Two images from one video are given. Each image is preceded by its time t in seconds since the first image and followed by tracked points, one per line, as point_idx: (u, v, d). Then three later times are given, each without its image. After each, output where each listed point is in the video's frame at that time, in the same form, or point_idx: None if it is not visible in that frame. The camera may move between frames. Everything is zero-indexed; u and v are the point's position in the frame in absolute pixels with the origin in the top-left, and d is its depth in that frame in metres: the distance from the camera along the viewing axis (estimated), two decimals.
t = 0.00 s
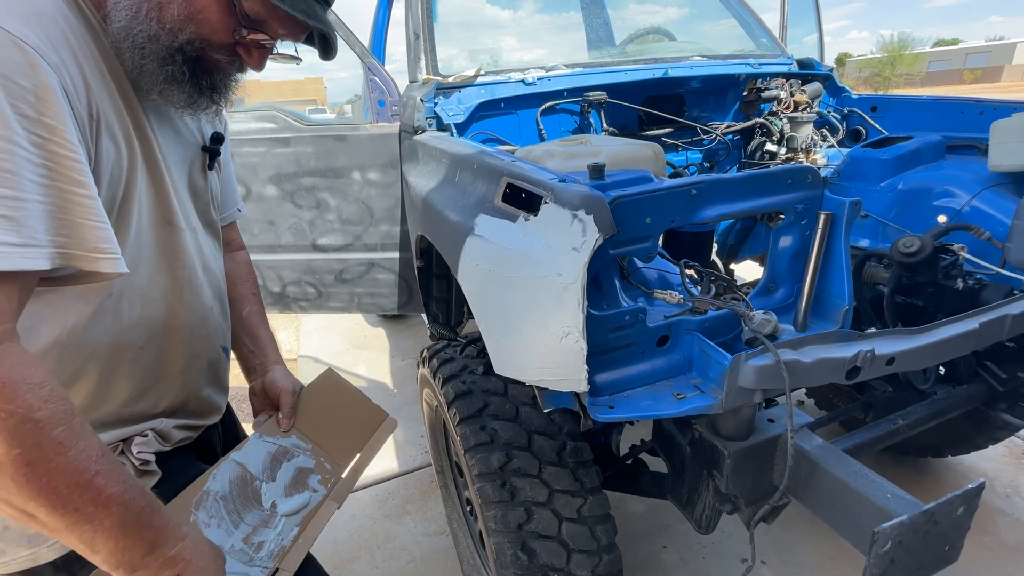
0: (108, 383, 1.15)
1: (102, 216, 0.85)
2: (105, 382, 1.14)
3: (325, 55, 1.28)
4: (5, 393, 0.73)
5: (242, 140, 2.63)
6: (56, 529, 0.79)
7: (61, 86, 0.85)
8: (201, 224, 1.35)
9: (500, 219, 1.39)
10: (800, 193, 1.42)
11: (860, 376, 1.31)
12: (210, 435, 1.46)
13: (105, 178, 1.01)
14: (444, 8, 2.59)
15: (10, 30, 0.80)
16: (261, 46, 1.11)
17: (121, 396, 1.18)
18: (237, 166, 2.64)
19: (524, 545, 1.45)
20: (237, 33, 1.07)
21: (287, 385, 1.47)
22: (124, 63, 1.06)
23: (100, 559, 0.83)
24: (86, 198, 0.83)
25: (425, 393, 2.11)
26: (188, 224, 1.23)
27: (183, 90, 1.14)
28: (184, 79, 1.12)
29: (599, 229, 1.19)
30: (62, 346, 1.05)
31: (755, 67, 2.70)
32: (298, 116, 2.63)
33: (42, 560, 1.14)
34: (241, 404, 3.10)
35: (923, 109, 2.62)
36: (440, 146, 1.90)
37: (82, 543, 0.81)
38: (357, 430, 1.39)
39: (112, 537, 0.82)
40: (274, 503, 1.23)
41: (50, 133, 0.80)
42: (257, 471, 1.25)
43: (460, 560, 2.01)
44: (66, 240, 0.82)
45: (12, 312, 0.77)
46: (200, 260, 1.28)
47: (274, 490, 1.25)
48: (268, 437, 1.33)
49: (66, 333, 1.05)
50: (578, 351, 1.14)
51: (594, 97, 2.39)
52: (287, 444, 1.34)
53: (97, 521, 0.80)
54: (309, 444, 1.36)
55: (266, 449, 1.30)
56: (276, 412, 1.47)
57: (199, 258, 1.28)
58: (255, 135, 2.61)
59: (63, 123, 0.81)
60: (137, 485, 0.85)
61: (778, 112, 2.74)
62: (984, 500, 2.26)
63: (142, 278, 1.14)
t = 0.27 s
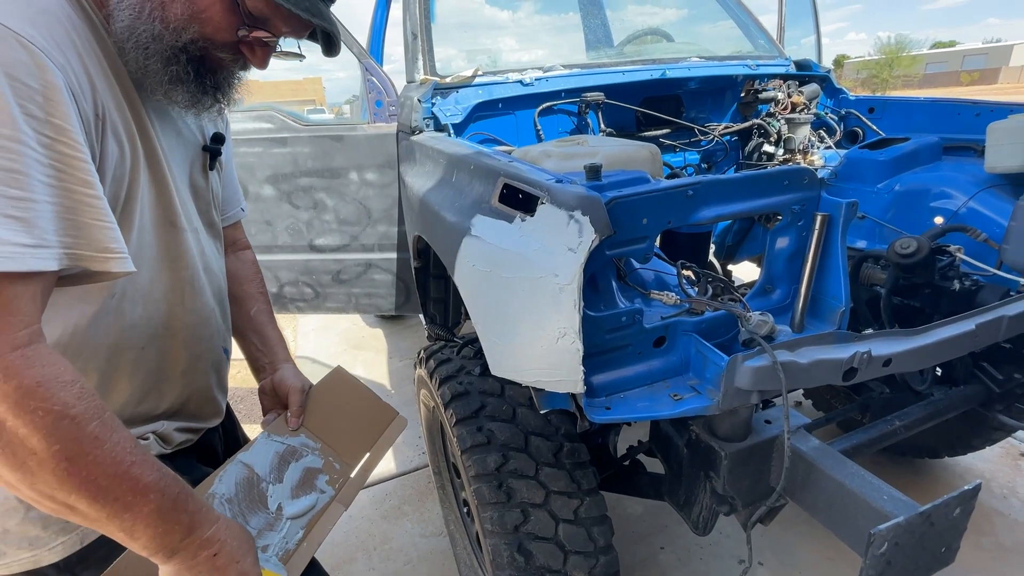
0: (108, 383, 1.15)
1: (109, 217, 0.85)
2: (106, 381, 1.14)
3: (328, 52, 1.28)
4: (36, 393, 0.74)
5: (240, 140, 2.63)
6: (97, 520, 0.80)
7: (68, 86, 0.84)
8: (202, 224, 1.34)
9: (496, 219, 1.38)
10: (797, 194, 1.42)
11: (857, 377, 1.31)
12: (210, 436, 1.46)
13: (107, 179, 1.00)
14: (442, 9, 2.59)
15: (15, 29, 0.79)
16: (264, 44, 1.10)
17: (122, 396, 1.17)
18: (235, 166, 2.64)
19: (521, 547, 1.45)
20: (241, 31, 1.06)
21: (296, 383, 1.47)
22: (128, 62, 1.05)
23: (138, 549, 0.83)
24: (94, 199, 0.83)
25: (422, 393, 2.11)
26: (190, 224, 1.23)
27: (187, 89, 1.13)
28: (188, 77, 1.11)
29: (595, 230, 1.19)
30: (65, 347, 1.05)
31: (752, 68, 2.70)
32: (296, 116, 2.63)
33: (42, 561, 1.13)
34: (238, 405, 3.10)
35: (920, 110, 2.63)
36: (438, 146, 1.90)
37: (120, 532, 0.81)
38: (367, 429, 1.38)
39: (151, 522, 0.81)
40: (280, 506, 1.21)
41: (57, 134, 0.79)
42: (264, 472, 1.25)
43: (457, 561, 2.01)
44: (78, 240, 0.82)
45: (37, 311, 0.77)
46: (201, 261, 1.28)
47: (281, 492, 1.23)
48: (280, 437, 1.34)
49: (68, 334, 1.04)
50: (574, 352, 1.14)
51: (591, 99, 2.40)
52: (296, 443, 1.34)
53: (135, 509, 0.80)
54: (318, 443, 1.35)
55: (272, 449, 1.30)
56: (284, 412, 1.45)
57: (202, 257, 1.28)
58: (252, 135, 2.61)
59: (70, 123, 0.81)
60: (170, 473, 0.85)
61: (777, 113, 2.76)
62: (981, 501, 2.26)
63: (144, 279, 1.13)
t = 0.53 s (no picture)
0: (106, 387, 1.13)
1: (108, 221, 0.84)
2: (104, 386, 1.13)
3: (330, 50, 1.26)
4: (25, 402, 0.72)
5: (238, 140, 2.62)
6: (87, 531, 0.79)
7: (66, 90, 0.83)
8: (201, 225, 1.33)
9: (494, 221, 1.37)
10: (797, 196, 1.41)
11: (857, 381, 1.30)
12: (209, 440, 1.45)
13: (105, 181, 0.99)
14: (441, 9, 2.58)
15: (12, 31, 0.78)
16: (267, 42, 1.09)
17: (120, 400, 1.16)
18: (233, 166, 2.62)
19: (519, 550, 1.44)
20: (243, 29, 1.05)
21: (294, 385, 1.46)
22: (127, 61, 1.04)
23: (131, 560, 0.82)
24: (92, 204, 0.82)
25: (420, 395, 2.10)
26: (189, 226, 1.22)
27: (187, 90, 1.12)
28: (189, 77, 1.10)
29: (595, 231, 1.18)
30: (63, 352, 1.04)
31: (752, 69, 2.69)
32: (294, 116, 2.62)
33: (36, 565, 1.12)
34: (236, 405, 3.09)
35: (920, 112, 2.62)
36: (436, 146, 1.89)
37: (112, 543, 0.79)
38: (365, 431, 1.36)
39: (143, 533, 0.80)
40: (278, 509, 1.21)
41: (55, 138, 0.78)
42: (261, 475, 1.24)
43: (455, 563, 2.00)
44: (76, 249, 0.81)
45: (26, 319, 0.76)
46: (200, 263, 1.26)
47: (278, 496, 1.23)
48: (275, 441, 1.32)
49: (66, 339, 1.03)
50: (573, 355, 1.13)
51: (591, 99, 2.40)
52: (292, 446, 1.33)
53: (128, 519, 0.79)
54: (315, 446, 1.34)
55: (270, 452, 1.29)
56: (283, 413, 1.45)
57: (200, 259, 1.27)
58: (250, 135, 2.60)
59: (68, 128, 0.79)
60: (163, 481, 0.84)
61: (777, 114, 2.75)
62: (980, 503, 2.25)
63: (142, 281, 1.12)
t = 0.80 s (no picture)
0: (110, 389, 1.10)
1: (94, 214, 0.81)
2: (108, 387, 1.10)
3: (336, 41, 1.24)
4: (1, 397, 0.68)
5: (238, 136, 2.59)
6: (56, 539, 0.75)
7: (53, 77, 0.81)
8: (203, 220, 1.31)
9: (501, 216, 1.35)
10: (808, 192, 1.39)
11: (869, 379, 1.27)
12: (210, 437, 1.42)
13: (98, 173, 0.97)
14: (443, 5, 2.56)
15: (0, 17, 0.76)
16: (269, 31, 1.07)
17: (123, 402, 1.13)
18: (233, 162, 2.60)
19: (524, 551, 1.41)
20: (244, 17, 1.03)
21: (293, 384, 1.42)
22: (121, 49, 1.02)
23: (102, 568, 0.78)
24: (75, 195, 0.79)
25: (422, 393, 2.08)
26: (190, 221, 1.20)
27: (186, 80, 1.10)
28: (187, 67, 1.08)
29: (604, 226, 1.16)
30: (63, 352, 1.01)
31: (757, 67, 2.67)
32: (295, 113, 2.58)
33: (32, 567, 1.10)
34: (236, 404, 3.06)
35: (926, 110, 2.60)
36: (439, 142, 1.87)
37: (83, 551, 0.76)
38: (365, 431, 1.33)
39: (118, 541, 0.77)
40: (275, 509, 1.19)
41: (36, 125, 0.75)
42: (258, 475, 1.22)
43: (457, 563, 1.98)
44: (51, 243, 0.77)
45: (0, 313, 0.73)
46: (202, 260, 1.24)
47: (276, 496, 1.21)
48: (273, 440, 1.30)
49: (67, 337, 1.01)
50: (582, 352, 1.11)
51: (595, 96, 2.38)
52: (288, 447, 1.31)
53: (104, 526, 0.76)
54: (314, 446, 1.32)
55: (268, 452, 1.27)
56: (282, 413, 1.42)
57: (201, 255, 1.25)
58: (251, 131, 2.57)
59: (51, 114, 0.77)
60: (141, 488, 0.82)
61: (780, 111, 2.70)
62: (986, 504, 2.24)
63: (142, 278, 1.10)
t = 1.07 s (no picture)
0: (96, 396, 1.10)
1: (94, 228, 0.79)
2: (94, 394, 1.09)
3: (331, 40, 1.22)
4: (43, 418, 0.70)
5: (237, 136, 2.58)
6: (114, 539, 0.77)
7: (42, 86, 0.79)
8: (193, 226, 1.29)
9: (499, 220, 1.34)
10: (811, 195, 1.37)
11: (873, 386, 1.26)
12: (203, 451, 1.42)
13: (87, 183, 0.96)
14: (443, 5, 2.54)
15: None
16: (261, 33, 1.05)
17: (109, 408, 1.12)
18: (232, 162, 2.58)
19: (522, 557, 1.40)
20: (234, 20, 1.01)
21: (292, 391, 1.42)
22: (108, 54, 1.00)
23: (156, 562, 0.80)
24: (75, 210, 0.77)
25: (421, 396, 2.06)
26: (177, 229, 1.18)
27: (173, 83, 1.08)
28: (175, 71, 1.06)
29: (604, 230, 1.15)
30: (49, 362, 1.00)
31: (760, 67, 2.66)
32: (295, 112, 2.57)
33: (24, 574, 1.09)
34: (234, 404, 3.05)
35: (930, 112, 2.58)
36: (439, 143, 1.85)
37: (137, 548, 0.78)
38: (362, 438, 1.33)
39: (169, 535, 0.78)
40: (267, 521, 1.15)
41: (31, 139, 0.74)
42: (252, 485, 1.20)
43: (456, 566, 1.96)
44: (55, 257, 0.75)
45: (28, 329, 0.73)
46: (191, 268, 1.23)
47: (269, 507, 1.18)
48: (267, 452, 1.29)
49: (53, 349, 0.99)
50: (581, 358, 1.09)
51: (596, 96, 2.37)
52: (285, 455, 1.30)
53: (154, 523, 0.77)
54: (309, 455, 1.31)
55: (262, 461, 1.26)
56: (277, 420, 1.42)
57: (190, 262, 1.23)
58: (250, 130, 2.56)
59: (46, 127, 0.75)
60: (184, 483, 0.82)
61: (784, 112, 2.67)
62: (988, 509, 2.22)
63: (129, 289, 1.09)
